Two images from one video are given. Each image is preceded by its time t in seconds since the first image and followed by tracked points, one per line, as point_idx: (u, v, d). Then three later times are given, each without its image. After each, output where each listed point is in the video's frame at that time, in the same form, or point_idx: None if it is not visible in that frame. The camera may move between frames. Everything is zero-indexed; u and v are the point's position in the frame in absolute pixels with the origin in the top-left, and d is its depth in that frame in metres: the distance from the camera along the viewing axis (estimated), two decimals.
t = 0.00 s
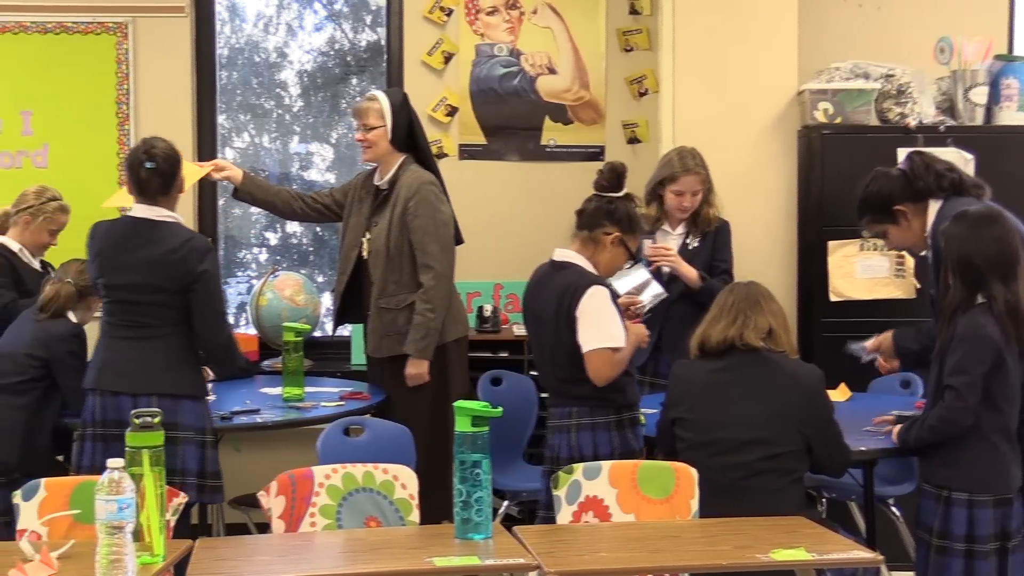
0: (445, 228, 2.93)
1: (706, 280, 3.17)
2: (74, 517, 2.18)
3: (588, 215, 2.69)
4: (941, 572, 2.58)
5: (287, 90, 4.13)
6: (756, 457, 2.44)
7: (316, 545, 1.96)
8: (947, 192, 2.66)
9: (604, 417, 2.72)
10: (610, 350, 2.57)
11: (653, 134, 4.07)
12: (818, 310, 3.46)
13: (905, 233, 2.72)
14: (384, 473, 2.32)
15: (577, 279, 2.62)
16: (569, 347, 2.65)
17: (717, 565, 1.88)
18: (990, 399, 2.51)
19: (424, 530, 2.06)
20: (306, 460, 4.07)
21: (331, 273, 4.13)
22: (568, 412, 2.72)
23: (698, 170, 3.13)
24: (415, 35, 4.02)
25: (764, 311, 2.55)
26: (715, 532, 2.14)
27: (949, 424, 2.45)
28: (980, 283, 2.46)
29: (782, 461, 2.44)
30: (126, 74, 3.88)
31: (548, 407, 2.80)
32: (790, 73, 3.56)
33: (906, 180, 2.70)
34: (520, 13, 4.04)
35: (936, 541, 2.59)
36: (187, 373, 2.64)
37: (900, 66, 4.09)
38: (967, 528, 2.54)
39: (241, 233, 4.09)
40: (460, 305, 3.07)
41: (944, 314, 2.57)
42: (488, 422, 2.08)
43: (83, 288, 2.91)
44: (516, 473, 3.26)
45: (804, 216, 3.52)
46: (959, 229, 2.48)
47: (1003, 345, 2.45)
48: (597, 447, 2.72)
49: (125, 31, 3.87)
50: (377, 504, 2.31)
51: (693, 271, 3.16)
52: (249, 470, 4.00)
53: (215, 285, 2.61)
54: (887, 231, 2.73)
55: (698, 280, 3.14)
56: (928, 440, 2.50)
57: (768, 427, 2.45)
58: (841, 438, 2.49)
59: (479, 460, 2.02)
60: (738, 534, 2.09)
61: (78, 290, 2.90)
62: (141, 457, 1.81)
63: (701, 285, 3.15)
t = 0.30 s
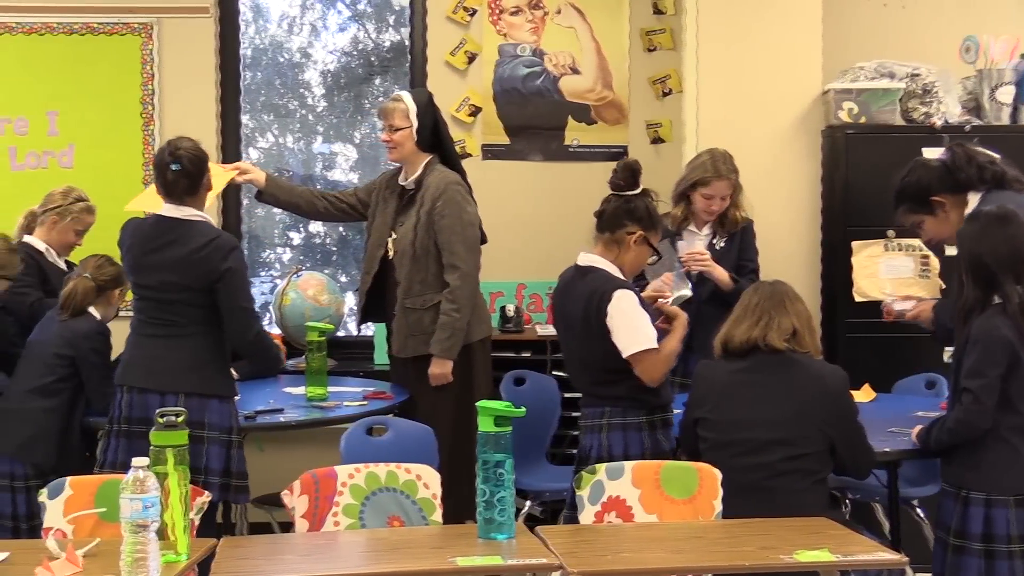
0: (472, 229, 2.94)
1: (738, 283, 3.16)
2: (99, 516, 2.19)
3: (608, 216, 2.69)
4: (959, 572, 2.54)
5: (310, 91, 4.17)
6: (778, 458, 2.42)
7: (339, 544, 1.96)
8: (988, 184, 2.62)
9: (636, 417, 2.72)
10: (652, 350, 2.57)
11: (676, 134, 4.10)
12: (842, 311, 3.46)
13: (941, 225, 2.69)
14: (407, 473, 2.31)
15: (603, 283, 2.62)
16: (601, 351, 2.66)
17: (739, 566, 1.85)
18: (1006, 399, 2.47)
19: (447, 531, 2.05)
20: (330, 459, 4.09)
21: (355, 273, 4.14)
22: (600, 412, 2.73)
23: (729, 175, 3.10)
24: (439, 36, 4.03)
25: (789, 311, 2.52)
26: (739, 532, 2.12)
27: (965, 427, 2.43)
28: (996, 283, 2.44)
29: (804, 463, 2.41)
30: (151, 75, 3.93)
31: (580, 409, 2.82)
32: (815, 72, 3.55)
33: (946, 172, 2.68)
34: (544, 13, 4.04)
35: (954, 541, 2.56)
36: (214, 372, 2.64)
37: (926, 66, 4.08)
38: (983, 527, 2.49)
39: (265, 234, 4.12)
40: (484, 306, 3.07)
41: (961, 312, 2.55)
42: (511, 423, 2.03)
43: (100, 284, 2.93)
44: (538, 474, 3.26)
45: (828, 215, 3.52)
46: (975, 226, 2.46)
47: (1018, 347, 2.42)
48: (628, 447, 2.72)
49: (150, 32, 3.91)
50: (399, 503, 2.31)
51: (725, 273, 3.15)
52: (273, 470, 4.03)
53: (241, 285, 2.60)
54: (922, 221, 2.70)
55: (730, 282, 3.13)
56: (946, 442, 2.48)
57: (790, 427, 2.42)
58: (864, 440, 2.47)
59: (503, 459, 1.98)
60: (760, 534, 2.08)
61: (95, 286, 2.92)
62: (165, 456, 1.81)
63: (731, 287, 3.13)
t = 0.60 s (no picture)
0: (497, 230, 2.94)
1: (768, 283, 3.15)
2: (123, 514, 2.19)
3: (630, 218, 2.68)
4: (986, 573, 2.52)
5: (333, 91, 4.23)
6: (800, 459, 2.38)
7: (362, 543, 1.95)
8: None
9: (662, 417, 2.72)
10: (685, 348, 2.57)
11: (699, 134, 4.11)
12: (867, 312, 3.47)
13: (993, 212, 2.68)
14: (429, 473, 2.32)
15: (626, 288, 2.61)
16: (626, 354, 2.66)
17: (762, 567, 1.81)
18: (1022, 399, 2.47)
19: (468, 531, 2.04)
20: (353, 459, 4.10)
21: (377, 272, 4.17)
22: (626, 411, 2.73)
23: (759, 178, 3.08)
24: (462, 36, 4.06)
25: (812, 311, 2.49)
26: (763, 532, 2.10)
27: (980, 427, 2.42)
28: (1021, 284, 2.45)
29: (826, 464, 2.37)
30: (174, 75, 4.01)
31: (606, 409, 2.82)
32: (839, 72, 3.56)
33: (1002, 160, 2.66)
34: (567, 13, 4.05)
35: (980, 542, 2.53)
36: (235, 372, 2.65)
37: (951, 65, 4.06)
38: (1011, 528, 2.46)
39: (288, 233, 4.16)
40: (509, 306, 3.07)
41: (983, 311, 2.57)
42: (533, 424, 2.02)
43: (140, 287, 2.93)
44: (561, 474, 3.26)
45: (852, 214, 3.53)
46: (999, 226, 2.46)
47: None
48: (652, 447, 2.72)
49: (174, 33, 3.99)
50: (422, 503, 2.31)
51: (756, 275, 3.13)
52: (298, 469, 4.07)
53: (261, 284, 2.60)
54: (974, 208, 2.69)
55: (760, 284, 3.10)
56: (964, 441, 2.47)
57: (812, 428, 2.38)
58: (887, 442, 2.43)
59: (525, 459, 1.95)
60: (783, 535, 2.04)
61: (136, 289, 2.92)
62: (189, 455, 1.80)
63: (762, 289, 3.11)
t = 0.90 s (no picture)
0: (525, 229, 2.94)
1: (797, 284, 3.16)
2: (150, 513, 2.20)
3: (659, 218, 2.67)
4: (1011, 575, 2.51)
5: (359, 91, 4.24)
6: (827, 460, 2.35)
7: (387, 543, 1.95)
8: None
9: (686, 416, 2.71)
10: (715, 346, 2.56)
11: (724, 134, 4.11)
12: (893, 312, 3.47)
13: None
14: (454, 472, 2.32)
15: (654, 287, 2.60)
16: (654, 353, 2.66)
17: (788, 568, 1.78)
18: None
19: (493, 531, 2.03)
20: (379, 459, 4.11)
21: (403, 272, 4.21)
22: (651, 411, 2.73)
23: (794, 181, 3.09)
24: (487, 36, 4.06)
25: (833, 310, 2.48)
26: (788, 533, 2.08)
27: (1001, 426, 2.41)
28: None
29: (853, 465, 2.34)
30: (200, 76, 4.03)
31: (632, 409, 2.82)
32: (865, 71, 3.56)
33: None
34: (592, 13, 4.06)
35: (1005, 544, 2.52)
36: (260, 371, 2.66)
37: (980, 64, 4.04)
38: None
39: (314, 233, 4.19)
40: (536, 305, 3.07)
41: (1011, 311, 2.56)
42: (559, 423, 2.01)
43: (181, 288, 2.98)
44: (585, 475, 3.26)
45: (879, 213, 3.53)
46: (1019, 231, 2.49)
47: None
48: (678, 447, 2.71)
49: (200, 33, 4.01)
50: (447, 503, 2.31)
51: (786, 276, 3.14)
52: (324, 468, 4.10)
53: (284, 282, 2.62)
54: None
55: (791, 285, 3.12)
56: (986, 440, 2.46)
57: (840, 429, 2.36)
58: (915, 445, 2.40)
59: (549, 459, 1.94)
60: (809, 536, 2.02)
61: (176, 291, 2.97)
62: (215, 454, 1.81)
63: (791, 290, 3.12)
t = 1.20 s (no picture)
0: (552, 229, 2.94)
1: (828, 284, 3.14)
2: (178, 511, 2.21)
3: (688, 218, 2.66)
4: None
5: (386, 91, 4.25)
6: (855, 462, 2.30)
7: (414, 543, 1.94)
8: None
9: (714, 416, 2.70)
10: (744, 346, 2.54)
11: (752, 134, 4.10)
12: (922, 313, 3.47)
13: None
14: (481, 472, 2.30)
15: (683, 287, 2.59)
16: (682, 353, 2.65)
17: (818, 569, 1.75)
18: None
19: (520, 530, 2.01)
20: (405, 458, 4.12)
21: (430, 273, 4.23)
22: (678, 411, 2.72)
23: (822, 181, 3.07)
24: (514, 36, 4.07)
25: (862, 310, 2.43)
26: (816, 534, 2.04)
27: None
28: None
29: (882, 467, 2.29)
30: (229, 76, 4.05)
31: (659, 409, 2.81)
32: (895, 71, 3.55)
33: None
34: (619, 12, 4.07)
35: None
36: (286, 370, 2.68)
37: (1011, 64, 4.02)
38: None
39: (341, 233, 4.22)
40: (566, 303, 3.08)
41: None
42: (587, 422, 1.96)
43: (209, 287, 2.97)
44: (612, 475, 3.25)
45: (908, 212, 3.52)
46: None
47: None
48: (705, 447, 2.70)
49: (229, 33, 4.03)
50: (474, 503, 2.31)
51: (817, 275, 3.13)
52: (352, 467, 4.14)
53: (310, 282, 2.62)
54: None
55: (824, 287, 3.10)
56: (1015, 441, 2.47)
57: (868, 431, 2.32)
58: (943, 448, 2.36)
59: (576, 459, 1.92)
60: (837, 538, 1.98)
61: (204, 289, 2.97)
62: (243, 453, 1.82)
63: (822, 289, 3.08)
